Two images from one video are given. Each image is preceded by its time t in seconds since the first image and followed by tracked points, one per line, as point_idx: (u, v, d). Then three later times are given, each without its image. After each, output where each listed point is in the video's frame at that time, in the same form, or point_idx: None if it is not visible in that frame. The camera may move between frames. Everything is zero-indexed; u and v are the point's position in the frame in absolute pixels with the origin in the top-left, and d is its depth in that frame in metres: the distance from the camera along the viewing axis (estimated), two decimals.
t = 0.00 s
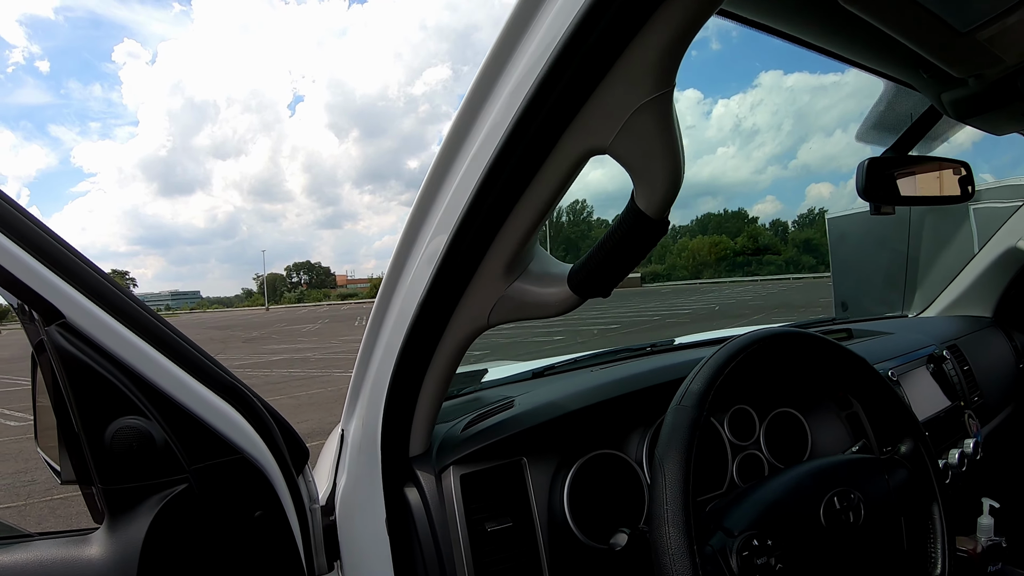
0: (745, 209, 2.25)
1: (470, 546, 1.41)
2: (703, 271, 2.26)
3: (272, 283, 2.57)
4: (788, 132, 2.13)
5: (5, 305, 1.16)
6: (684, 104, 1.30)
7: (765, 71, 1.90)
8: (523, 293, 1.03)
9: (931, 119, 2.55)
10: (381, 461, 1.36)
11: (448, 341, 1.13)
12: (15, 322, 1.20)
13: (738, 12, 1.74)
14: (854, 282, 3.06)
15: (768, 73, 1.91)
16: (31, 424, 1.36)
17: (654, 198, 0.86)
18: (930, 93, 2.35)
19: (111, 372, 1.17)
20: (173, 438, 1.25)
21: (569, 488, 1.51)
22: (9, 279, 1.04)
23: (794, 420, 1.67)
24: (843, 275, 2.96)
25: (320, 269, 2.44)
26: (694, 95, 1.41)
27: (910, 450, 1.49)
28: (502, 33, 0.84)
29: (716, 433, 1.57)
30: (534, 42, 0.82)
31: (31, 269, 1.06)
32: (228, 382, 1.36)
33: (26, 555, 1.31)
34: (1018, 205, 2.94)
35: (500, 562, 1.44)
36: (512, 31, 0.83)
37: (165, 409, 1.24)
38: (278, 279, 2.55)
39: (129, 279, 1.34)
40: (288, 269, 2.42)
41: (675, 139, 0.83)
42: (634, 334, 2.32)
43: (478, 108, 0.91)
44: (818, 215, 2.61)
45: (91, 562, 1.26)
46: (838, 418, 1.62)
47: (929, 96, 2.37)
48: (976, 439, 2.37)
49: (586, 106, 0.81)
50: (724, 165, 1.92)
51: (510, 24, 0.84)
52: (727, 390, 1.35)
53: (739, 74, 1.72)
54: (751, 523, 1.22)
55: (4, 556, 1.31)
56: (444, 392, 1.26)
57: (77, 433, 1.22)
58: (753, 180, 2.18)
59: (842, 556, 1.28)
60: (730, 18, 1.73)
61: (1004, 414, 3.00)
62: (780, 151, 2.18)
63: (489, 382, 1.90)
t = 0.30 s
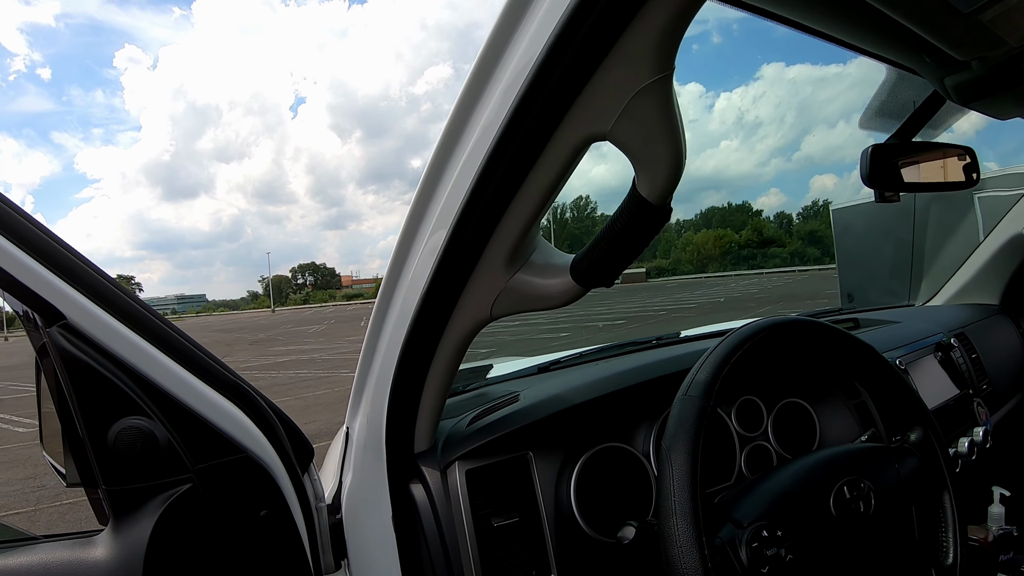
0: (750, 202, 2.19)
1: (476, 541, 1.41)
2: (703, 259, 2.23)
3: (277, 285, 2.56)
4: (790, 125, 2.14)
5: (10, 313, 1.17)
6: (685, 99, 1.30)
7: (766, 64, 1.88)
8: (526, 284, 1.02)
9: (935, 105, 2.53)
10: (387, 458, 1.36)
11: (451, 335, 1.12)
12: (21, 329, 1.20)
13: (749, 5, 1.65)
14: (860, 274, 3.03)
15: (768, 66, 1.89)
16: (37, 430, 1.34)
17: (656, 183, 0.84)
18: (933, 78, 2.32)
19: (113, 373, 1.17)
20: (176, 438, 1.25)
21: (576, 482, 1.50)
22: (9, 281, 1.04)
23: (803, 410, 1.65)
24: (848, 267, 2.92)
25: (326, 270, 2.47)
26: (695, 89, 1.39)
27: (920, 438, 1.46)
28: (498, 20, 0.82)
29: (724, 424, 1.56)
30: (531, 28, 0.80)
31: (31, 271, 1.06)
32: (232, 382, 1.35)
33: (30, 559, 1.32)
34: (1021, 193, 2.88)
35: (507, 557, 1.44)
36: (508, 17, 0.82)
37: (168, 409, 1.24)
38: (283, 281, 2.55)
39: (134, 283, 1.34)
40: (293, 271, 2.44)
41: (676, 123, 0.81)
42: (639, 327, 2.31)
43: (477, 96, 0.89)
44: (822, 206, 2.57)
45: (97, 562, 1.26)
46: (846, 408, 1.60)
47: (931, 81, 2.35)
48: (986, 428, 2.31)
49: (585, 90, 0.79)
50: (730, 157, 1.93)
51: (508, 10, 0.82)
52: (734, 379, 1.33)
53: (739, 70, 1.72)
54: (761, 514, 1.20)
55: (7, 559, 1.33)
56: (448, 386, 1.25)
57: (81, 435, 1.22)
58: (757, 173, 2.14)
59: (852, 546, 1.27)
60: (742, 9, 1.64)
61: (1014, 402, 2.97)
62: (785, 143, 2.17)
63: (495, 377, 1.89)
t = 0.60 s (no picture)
0: (751, 196, 2.20)
1: (485, 533, 1.40)
2: (706, 255, 2.22)
3: (280, 287, 2.56)
4: (792, 118, 2.12)
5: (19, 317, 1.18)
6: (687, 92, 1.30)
7: (767, 57, 1.84)
8: (531, 272, 1.01)
9: (937, 91, 2.50)
10: (393, 452, 1.35)
11: (456, 327, 1.11)
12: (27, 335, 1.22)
13: None
14: (863, 264, 2.99)
15: (770, 58, 1.86)
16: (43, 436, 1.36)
17: (661, 165, 0.83)
18: (934, 62, 2.30)
19: (116, 371, 1.17)
20: (181, 435, 1.24)
21: (585, 473, 1.49)
22: (10, 279, 1.04)
23: (811, 398, 1.65)
24: (852, 258, 2.90)
25: (330, 271, 2.47)
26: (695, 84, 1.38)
27: (930, 424, 1.44)
28: (498, 5, 0.81)
29: (732, 414, 1.55)
30: (532, 10, 0.79)
31: (33, 269, 1.06)
32: (236, 379, 1.35)
33: (36, 560, 1.29)
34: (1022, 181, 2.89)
35: (516, 549, 1.43)
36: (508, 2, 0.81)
37: (172, 406, 1.23)
38: (287, 284, 2.54)
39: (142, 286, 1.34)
40: (297, 271, 2.43)
41: (680, 104, 0.80)
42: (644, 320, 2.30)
43: (479, 82, 0.88)
44: (825, 199, 2.50)
45: (105, 563, 1.25)
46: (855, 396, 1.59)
47: (933, 66, 2.33)
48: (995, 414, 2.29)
49: (587, 74, 0.78)
50: (729, 152, 1.88)
51: None
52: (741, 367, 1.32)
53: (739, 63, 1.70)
54: (772, 501, 1.19)
55: (14, 559, 1.30)
56: (453, 379, 1.24)
57: (86, 435, 1.22)
58: (759, 167, 2.13)
59: (865, 533, 1.25)
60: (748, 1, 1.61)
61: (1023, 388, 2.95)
62: (785, 137, 2.15)
63: (500, 373, 1.88)
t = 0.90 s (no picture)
0: (750, 191, 2.20)
1: (487, 525, 1.43)
2: (706, 249, 2.24)
3: (279, 288, 2.58)
4: (790, 112, 2.13)
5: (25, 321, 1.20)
6: (686, 88, 1.31)
7: (765, 52, 1.84)
8: (530, 269, 1.03)
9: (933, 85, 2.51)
10: (396, 449, 1.37)
11: (457, 324, 1.12)
12: (28, 339, 1.25)
13: None
14: (862, 258, 3.01)
15: (768, 53, 1.86)
16: (46, 440, 1.31)
17: (656, 162, 0.84)
18: (928, 57, 2.30)
19: (121, 372, 1.18)
20: (186, 435, 1.26)
21: (585, 467, 1.51)
22: (13, 282, 1.05)
23: (809, 391, 1.66)
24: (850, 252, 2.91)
25: (328, 271, 2.50)
26: (694, 78, 1.39)
27: (926, 414, 1.46)
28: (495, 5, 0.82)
29: (730, 407, 1.56)
30: (530, 9, 0.80)
31: (38, 272, 1.07)
32: (240, 378, 1.36)
33: (45, 560, 1.31)
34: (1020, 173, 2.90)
35: (519, 542, 1.46)
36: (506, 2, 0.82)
37: (177, 406, 1.24)
38: (286, 284, 2.56)
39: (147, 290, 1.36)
40: (296, 272, 2.47)
41: (675, 103, 0.81)
42: (642, 315, 2.31)
43: (477, 81, 0.88)
44: (823, 192, 2.55)
45: (111, 564, 1.26)
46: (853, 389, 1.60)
47: (927, 59, 2.32)
48: (993, 406, 2.31)
49: (583, 73, 0.79)
50: (729, 146, 1.91)
51: None
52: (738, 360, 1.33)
53: (735, 61, 1.71)
54: (769, 491, 1.21)
55: (22, 560, 1.32)
56: (454, 375, 1.26)
57: (92, 436, 1.23)
58: (757, 161, 2.15)
59: (863, 523, 1.27)
60: None
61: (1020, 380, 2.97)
62: (784, 130, 2.16)
63: (500, 369, 1.89)
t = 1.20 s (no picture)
0: (734, 190, 2.24)
1: (485, 525, 1.43)
2: (691, 249, 2.29)
3: (264, 288, 2.51)
4: (774, 110, 2.16)
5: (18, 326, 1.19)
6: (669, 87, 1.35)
7: (748, 51, 1.89)
8: (525, 271, 1.04)
9: (915, 88, 2.58)
10: (392, 449, 1.38)
11: (453, 325, 1.14)
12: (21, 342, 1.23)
13: None
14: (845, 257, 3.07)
15: (751, 53, 1.90)
16: (37, 444, 1.34)
17: (648, 168, 0.87)
18: (911, 61, 2.38)
19: (119, 376, 1.18)
20: (184, 439, 1.26)
21: (579, 465, 1.53)
22: (12, 288, 1.04)
23: (795, 388, 1.70)
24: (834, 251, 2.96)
25: (313, 272, 2.46)
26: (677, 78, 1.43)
27: (910, 409, 1.51)
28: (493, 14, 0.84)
29: (719, 404, 1.60)
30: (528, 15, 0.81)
31: (35, 277, 1.06)
32: (237, 381, 1.37)
33: (44, 566, 1.27)
34: (1003, 170, 3.01)
35: (517, 540, 1.47)
36: (503, 12, 0.83)
37: (175, 409, 1.25)
38: (271, 285, 2.51)
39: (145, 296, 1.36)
40: (281, 274, 2.45)
41: (667, 111, 0.84)
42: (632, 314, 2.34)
43: (473, 88, 0.90)
44: (807, 191, 2.58)
45: (112, 567, 1.24)
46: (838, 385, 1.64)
47: (910, 63, 2.40)
48: (976, 400, 2.37)
49: (579, 81, 0.81)
50: (712, 146, 1.95)
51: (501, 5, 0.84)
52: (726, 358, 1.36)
53: (723, 58, 1.75)
54: (760, 485, 1.24)
55: (22, 566, 1.27)
56: (449, 375, 1.27)
57: (89, 441, 1.23)
58: (742, 160, 2.17)
59: (850, 514, 1.30)
60: None
61: (1001, 375, 3.05)
62: (767, 130, 2.19)
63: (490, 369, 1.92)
